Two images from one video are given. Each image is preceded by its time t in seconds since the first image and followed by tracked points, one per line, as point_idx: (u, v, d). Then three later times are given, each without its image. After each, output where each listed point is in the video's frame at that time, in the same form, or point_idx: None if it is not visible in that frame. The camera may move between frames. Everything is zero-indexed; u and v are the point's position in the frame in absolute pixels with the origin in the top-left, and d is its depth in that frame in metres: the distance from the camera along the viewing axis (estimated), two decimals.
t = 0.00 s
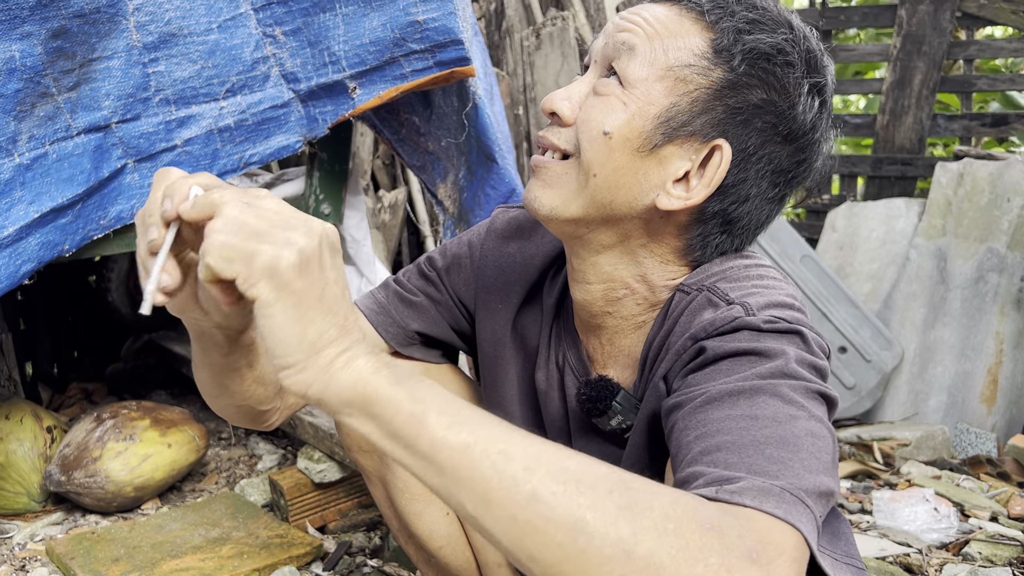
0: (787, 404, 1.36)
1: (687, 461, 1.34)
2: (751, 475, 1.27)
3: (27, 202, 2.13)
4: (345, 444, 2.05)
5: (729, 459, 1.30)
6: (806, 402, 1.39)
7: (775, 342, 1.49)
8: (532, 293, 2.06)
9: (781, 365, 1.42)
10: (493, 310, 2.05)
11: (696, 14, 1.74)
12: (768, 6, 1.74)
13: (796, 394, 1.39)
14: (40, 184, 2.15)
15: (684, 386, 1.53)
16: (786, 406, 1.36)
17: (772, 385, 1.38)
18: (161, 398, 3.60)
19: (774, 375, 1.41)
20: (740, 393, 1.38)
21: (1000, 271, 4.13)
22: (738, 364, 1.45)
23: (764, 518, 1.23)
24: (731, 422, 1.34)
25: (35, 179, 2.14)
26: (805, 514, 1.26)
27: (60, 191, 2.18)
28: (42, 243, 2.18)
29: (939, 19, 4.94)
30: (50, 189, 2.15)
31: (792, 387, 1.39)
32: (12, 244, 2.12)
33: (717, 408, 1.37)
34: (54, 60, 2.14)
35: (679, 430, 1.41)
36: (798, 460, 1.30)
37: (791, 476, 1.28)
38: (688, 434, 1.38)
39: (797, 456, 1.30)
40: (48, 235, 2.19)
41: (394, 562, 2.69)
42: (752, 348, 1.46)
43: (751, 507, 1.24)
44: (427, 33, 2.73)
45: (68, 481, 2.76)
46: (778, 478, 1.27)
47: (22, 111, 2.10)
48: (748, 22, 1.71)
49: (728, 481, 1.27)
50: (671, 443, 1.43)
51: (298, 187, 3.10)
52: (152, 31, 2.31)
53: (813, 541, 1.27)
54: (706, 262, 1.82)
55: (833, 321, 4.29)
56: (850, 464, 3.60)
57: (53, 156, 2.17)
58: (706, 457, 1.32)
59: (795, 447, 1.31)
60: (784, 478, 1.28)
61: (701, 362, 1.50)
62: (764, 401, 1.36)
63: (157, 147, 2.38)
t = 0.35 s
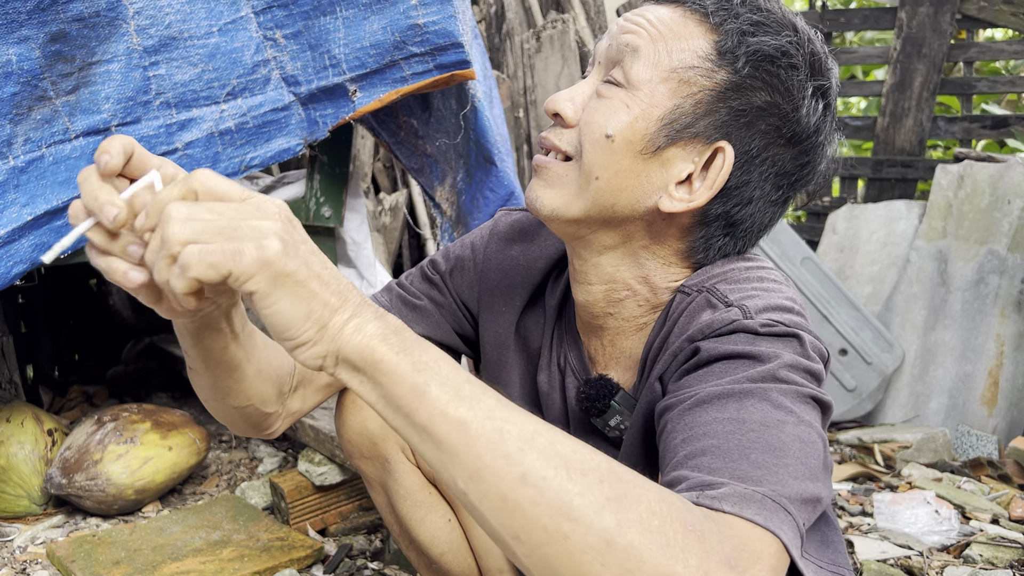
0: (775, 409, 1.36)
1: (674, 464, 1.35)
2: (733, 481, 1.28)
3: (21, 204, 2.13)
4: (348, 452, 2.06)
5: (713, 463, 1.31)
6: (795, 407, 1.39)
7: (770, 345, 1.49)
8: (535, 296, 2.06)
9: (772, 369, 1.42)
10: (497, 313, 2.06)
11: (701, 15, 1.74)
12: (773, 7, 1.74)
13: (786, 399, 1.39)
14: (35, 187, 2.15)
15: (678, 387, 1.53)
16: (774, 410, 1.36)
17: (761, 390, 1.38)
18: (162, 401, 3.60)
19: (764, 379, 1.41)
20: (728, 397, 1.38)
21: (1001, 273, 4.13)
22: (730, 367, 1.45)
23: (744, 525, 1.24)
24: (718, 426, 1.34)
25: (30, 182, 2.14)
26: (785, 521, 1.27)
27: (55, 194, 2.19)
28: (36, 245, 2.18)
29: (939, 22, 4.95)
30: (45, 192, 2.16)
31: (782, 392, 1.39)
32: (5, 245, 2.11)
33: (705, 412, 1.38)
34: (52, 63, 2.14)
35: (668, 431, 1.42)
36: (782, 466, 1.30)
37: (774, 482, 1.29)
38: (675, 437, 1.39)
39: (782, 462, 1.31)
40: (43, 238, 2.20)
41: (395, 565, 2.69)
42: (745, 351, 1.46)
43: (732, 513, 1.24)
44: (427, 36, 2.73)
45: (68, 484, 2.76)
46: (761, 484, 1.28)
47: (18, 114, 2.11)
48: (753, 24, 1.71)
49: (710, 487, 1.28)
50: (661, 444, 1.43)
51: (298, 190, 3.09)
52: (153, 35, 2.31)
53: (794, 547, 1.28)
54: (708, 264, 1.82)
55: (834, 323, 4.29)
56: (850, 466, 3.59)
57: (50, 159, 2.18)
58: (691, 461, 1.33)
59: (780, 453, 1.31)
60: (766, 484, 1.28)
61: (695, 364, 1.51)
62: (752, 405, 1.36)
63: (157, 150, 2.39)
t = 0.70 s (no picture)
0: (784, 411, 1.36)
1: (684, 467, 1.33)
2: (746, 483, 1.27)
3: (24, 208, 2.14)
4: (349, 453, 2.04)
5: (726, 466, 1.30)
6: (804, 409, 1.38)
7: (775, 348, 1.49)
8: (535, 298, 2.06)
9: (780, 371, 1.41)
10: (496, 316, 2.06)
11: (697, 18, 1.73)
12: (769, 9, 1.73)
13: (794, 401, 1.38)
14: (37, 191, 2.17)
15: (683, 391, 1.53)
16: (784, 412, 1.36)
17: (770, 392, 1.38)
18: (162, 404, 3.60)
19: (773, 382, 1.40)
20: (738, 399, 1.37)
21: (1001, 275, 4.14)
22: (737, 370, 1.45)
23: (759, 528, 1.22)
24: (728, 429, 1.34)
25: (32, 186, 2.16)
26: (798, 522, 1.26)
27: (57, 198, 2.20)
28: (39, 249, 2.20)
29: (939, 24, 4.95)
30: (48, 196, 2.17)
31: (791, 394, 1.39)
32: (8, 250, 2.13)
33: (714, 414, 1.37)
34: (54, 67, 2.16)
35: (676, 435, 1.41)
36: (793, 468, 1.29)
37: (786, 484, 1.28)
38: (684, 439, 1.38)
39: (793, 463, 1.30)
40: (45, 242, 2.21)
41: (395, 568, 2.69)
42: (752, 354, 1.45)
43: (747, 516, 1.23)
44: (427, 40, 2.69)
45: (68, 488, 2.76)
46: (774, 486, 1.27)
47: (20, 118, 2.12)
48: (749, 26, 1.70)
49: (723, 489, 1.27)
50: (669, 447, 1.42)
51: (298, 194, 3.08)
52: (154, 38, 2.32)
53: (807, 550, 1.27)
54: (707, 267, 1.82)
55: (834, 326, 4.28)
56: (851, 469, 3.59)
57: (52, 163, 2.19)
58: (702, 463, 1.32)
59: (791, 455, 1.30)
60: (779, 486, 1.27)
61: (701, 367, 1.50)
62: (762, 407, 1.36)
63: (158, 154, 2.40)
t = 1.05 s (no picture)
0: (787, 413, 1.35)
1: (688, 468, 1.33)
2: (751, 484, 1.26)
3: (35, 213, 2.16)
4: (349, 457, 2.05)
5: (730, 467, 1.29)
6: (807, 412, 1.38)
7: (776, 351, 1.49)
8: (536, 302, 2.06)
9: (782, 374, 1.42)
10: (496, 320, 2.06)
11: (694, 23, 1.74)
12: (766, 13, 1.73)
13: (797, 404, 1.38)
14: (47, 196, 2.18)
15: (683, 394, 1.53)
16: (787, 414, 1.35)
17: (772, 394, 1.37)
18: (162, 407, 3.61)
19: (774, 386, 1.40)
20: (741, 402, 1.37)
21: (1000, 277, 4.14)
22: (738, 373, 1.45)
23: (764, 526, 1.21)
24: (732, 431, 1.34)
25: (41, 191, 2.17)
26: (804, 522, 1.25)
27: (67, 203, 2.21)
28: (51, 254, 2.22)
29: (938, 27, 4.95)
30: (57, 201, 2.18)
31: (793, 397, 1.39)
32: (22, 256, 2.15)
33: (717, 417, 1.37)
34: (58, 71, 2.16)
35: (679, 438, 1.41)
36: (797, 469, 1.29)
37: (791, 485, 1.27)
38: (687, 442, 1.38)
39: (797, 464, 1.30)
40: (56, 247, 2.23)
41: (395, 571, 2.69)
42: (753, 357, 1.45)
43: (753, 516, 1.22)
44: (427, 43, 2.68)
45: (68, 491, 2.76)
46: (779, 486, 1.27)
47: (28, 122, 2.13)
48: (745, 31, 1.70)
49: (729, 490, 1.26)
50: (672, 450, 1.42)
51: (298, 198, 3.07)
52: (155, 42, 2.32)
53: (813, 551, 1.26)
54: (707, 271, 1.83)
55: (834, 328, 4.28)
56: (850, 471, 3.60)
57: (59, 167, 2.20)
58: (706, 465, 1.31)
59: (795, 456, 1.30)
60: (784, 486, 1.27)
61: (701, 370, 1.50)
62: (765, 409, 1.35)
63: (158, 157, 2.40)
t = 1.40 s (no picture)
0: (764, 414, 1.36)
1: (663, 469, 1.33)
2: (723, 485, 1.27)
3: (47, 216, 2.15)
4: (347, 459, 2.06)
5: (704, 468, 1.30)
6: (786, 412, 1.38)
7: (759, 351, 1.49)
8: (532, 305, 2.07)
9: (762, 374, 1.42)
10: (492, 323, 2.07)
11: (675, 24, 1.75)
12: (748, 12, 1.74)
13: (775, 404, 1.38)
14: (56, 199, 2.17)
15: (668, 394, 1.53)
16: (764, 415, 1.36)
17: (751, 394, 1.38)
18: (163, 410, 3.61)
19: (755, 386, 1.40)
20: (719, 402, 1.37)
21: (1000, 279, 4.13)
22: (720, 373, 1.46)
23: (734, 528, 1.22)
24: (709, 432, 1.34)
25: (51, 194, 2.16)
26: (773, 524, 1.26)
27: (76, 206, 2.21)
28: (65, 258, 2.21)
29: (936, 29, 4.96)
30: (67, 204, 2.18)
31: (772, 397, 1.39)
32: (40, 258, 2.14)
33: (696, 418, 1.37)
34: (62, 74, 2.16)
35: (660, 438, 1.42)
36: (771, 470, 1.29)
37: (763, 487, 1.28)
38: (666, 442, 1.38)
39: (771, 466, 1.30)
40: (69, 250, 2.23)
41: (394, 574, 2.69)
42: (735, 357, 1.46)
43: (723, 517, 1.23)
44: (426, 46, 2.69)
45: (68, 494, 2.77)
46: (751, 488, 1.27)
47: (34, 125, 2.12)
48: (727, 30, 1.71)
49: (701, 491, 1.26)
50: (654, 449, 1.43)
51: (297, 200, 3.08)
52: (155, 45, 2.33)
53: (784, 551, 1.26)
54: (696, 270, 1.83)
55: (834, 330, 4.30)
56: (850, 473, 3.60)
57: (66, 170, 2.19)
58: (681, 465, 1.32)
59: (769, 457, 1.30)
60: (755, 488, 1.27)
61: (686, 370, 1.51)
62: (742, 410, 1.36)
63: (159, 160, 2.41)
